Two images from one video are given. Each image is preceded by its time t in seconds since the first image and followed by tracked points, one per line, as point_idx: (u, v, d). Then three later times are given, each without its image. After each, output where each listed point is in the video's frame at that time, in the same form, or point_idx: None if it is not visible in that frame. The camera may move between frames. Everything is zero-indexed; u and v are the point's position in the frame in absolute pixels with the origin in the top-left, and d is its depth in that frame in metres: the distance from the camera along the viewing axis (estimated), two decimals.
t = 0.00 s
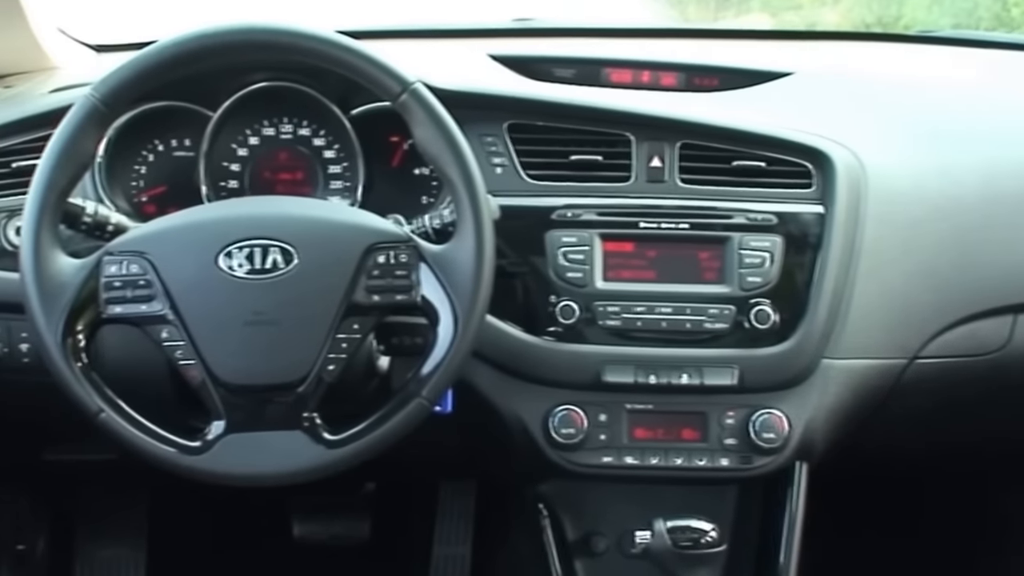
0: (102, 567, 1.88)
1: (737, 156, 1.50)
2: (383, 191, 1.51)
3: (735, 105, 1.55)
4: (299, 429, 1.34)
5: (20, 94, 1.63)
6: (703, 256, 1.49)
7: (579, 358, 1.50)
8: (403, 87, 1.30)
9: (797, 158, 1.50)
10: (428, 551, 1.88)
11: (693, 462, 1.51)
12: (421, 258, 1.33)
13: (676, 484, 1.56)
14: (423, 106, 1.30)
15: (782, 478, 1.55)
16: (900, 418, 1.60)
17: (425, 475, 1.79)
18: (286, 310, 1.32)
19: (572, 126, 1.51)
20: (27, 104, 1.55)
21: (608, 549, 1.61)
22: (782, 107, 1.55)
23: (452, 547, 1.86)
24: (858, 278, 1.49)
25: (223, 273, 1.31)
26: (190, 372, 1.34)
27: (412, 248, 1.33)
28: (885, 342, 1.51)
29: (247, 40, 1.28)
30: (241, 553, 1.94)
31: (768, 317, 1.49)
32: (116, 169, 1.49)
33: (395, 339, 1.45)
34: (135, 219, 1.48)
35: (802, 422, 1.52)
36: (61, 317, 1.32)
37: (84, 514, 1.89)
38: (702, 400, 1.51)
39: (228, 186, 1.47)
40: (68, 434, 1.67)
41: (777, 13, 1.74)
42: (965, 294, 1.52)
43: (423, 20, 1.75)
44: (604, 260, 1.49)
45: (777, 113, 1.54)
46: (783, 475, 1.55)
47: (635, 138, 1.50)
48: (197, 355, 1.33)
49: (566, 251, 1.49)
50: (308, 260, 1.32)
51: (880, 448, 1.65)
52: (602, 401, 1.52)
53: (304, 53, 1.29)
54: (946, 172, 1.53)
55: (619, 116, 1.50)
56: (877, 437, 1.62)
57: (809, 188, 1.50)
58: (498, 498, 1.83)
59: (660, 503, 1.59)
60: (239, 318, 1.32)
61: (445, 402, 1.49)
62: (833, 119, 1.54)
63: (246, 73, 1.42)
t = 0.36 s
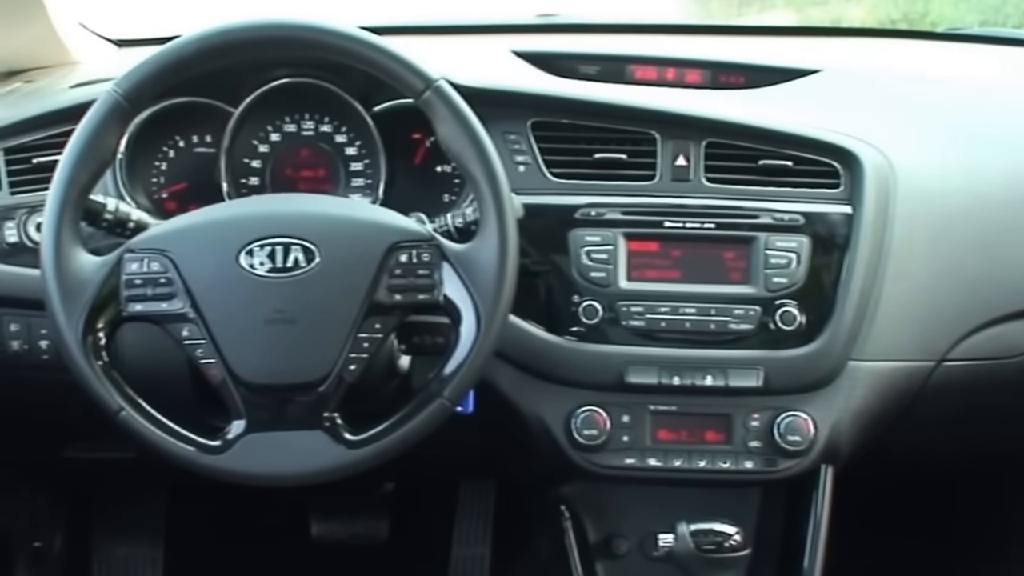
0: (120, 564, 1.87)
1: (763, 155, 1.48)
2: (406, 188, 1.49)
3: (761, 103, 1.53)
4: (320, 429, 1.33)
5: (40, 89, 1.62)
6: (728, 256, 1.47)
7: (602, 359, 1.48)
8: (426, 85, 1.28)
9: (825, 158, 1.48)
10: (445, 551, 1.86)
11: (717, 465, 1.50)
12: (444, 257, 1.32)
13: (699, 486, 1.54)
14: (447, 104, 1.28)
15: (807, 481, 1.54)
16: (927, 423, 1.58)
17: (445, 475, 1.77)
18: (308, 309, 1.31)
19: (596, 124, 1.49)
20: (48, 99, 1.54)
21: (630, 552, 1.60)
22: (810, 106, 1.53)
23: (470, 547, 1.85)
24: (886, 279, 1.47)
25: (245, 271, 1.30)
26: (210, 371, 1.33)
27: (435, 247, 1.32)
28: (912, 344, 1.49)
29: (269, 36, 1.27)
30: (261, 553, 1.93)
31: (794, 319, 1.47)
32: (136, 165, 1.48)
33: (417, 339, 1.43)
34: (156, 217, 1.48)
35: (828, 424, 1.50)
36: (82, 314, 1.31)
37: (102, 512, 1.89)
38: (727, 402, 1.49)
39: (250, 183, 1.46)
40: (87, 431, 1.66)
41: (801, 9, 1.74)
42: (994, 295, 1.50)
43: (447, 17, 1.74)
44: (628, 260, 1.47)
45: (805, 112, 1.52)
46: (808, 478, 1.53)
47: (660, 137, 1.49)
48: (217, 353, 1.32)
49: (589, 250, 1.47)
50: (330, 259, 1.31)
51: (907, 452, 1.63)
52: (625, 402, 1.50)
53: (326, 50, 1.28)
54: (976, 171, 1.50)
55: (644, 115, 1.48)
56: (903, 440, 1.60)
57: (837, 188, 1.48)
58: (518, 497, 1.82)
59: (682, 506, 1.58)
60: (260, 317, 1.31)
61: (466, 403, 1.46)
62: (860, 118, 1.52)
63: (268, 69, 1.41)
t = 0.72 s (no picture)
0: (134, 563, 1.88)
1: (784, 154, 1.47)
2: (422, 185, 1.47)
3: (783, 101, 1.50)
4: (335, 429, 1.32)
5: (56, 84, 1.61)
6: (749, 256, 1.46)
7: (619, 359, 1.47)
8: (444, 82, 1.27)
9: (847, 157, 1.46)
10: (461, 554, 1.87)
11: (735, 468, 1.48)
12: (461, 257, 1.30)
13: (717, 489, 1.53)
14: (466, 102, 1.27)
15: (827, 484, 1.52)
16: (948, 428, 1.57)
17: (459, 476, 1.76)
18: (324, 308, 1.30)
19: (615, 122, 1.47)
20: (65, 95, 1.53)
21: (647, 555, 1.59)
22: (832, 104, 1.51)
23: (487, 548, 1.86)
24: (908, 280, 1.45)
25: (260, 269, 1.29)
26: (225, 369, 1.32)
27: (452, 246, 1.30)
28: (934, 346, 1.48)
29: (285, 32, 1.26)
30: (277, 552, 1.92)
31: (815, 320, 1.46)
32: (152, 163, 1.48)
33: (433, 338, 1.43)
34: (171, 213, 1.47)
35: (848, 427, 1.49)
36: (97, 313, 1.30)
37: (117, 509, 1.88)
38: (746, 404, 1.47)
39: (265, 180, 1.45)
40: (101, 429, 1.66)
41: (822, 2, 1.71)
42: (1016, 297, 1.48)
43: (464, 12, 1.72)
44: (647, 260, 1.46)
45: (827, 110, 1.50)
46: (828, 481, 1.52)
47: (680, 135, 1.47)
48: (232, 352, 1.31)
49: (608, 250, 1.46)
50: (346, 257, 1.29)
51: (928, 456, 1.61)
52: (643, 403, 1.49)
53: (343, 47, 1.26)
54: (999, 171, 1.48)
55: (663, 113, 1.46)
56: (923, 443, 1.59)
57: (859, 188, 1.46)
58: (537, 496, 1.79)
59: (700, 509, 1.57)
60: (276, 316, 1.30)
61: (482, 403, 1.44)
62: (882, 116, 1.50)
63: (284, 65, 1.39)
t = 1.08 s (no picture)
0: (142, 562, 1.86)
1: (800, 154, 1.45)
2: (434, 184, 1.46)
3: (799, 99, 1.48)
4: (345, 430, 1.30)
5: (65, 79, 1.59)
6: (763, 256, 1.44)
7: (632, 360, 1.45)
8: (456, 80, 1.25)
9: (864, 157, 1.44)
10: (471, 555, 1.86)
11: (750, 471, 1.47)
12: (473, 256, 1.29)
13: (732, 492, 1.51)
14: (479, 100, 1.25)
15: (842, 488, 1.50)
16: (965, 431, 1.55)
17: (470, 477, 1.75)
18: (334, 308, 1.28)
19: (629, 120, 1.45)
20: (75, 90, 1.52)
21: (659, 558, 1.57)
22: (848, 102, 1.49)
23: (498, 550, 1.84)
24: (925, 282, 1.44)
25: (271, 268, 1.28)
26: (235, 368, 1.31)
27: (464, 246, 1.28)
28: (951, 349, 1.46)
29: (295, 29, 1.24)
30: (286, 551, 1.91)
31: (830, 322, 1.44)
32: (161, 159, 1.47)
33: (444, 338, 1.41)
34: (180, 210, 1.46)
35: (864, 431, 1.47)
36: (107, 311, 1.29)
37: (125, 507, 1.86)
38: (760, 407, 1.46)
39: (275, 177, 1.43)
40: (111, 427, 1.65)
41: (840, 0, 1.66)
42: None
43: (476, 8, 1.70)
44: (660, 259, 1.44)
45: (844, 109, 1.48)
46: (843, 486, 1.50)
47: (694, 133, 1.45)
48: (242, 351, 1.30)
49: (621, 249, 1.44)
50: (357, 257, 1.28)
51: (945, 459, 1.59)
52: (655, 405, 1.47)
53: (354, 44, 1.25)
54: (1018, 171, 1.46)
55: (678, 111, 1.44)
56: (940, 447, 1.57)
57: (875, 188, 1.44)
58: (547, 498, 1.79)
59: (714, 513, 1.55)
60: (286, 315, 1.28)
61: (494, 406, 1.42)
62: (900, 115, 1.48)
63: (295, 62, 1.38)
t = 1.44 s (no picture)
0: (146, 563, 1.82)
1: (816, 154, 1.42)
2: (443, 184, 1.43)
3: (815, 98, 1.46)
4: (353, 433, 1.28)
5: (69, 75, 1.57)
6: (778, 259, 1.42)
7: (645, 364, 1.43)
8: (467, 79, 1.23)
9: (881, 158, 1.42)
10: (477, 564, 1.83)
11: (763, 477, 1.45)
12: (483, 258, 1.26)
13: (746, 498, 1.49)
14: (490, 100, 1.23)
15: (856, 494, 1.48)
16: (983, 437, 1.52)
17: (479, 481, 1.73)
18: (342, 309, 1.26)
19: (642, 119, 1.42)
20: (79, 87, 1.49)
21: (671, 564, 1.54)
22: (865, 102, 1.46)
23: (505, 553, 1.81)
24: (943, 286, 1.41)
25: (278, 269, 1.25)
26: (241, 371, 1.28)
27: (475, 247, 1.26)
28: (969, 354, 1.43)
29: (303, 27, 1.22)
30: (292, 553, 1.89)
31: (846, 326, 1.41)
32: (166, 157, 1.44)
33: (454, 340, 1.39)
34: (186, 208, 1.43)
35: (880, 437, 1.44)
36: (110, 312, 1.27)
37: (126, 506, 1.84)
38: (775, 411, 1.44)
39: (282, 175, 1.41)
40: (115, 428, 1.63)
41: None
42: None
43: (486, 4, 1.67)
44: (673, 261, 1.42)
45: (861, 109, 1.45)
46: (858, 490, 1.47)
47: (708, 133, 1.43)
48: (248, 354, 1.27)
49: (633, 251, 1.42)
50: (366, 257, 1.25)
51: (961, 465, 1.57)
52: (667, 410, 1.45)
53: (362, 42, 1.23)
54: None
55: (692, 110, 1.42)
56: (957, 452, 1.54)
57: (893, 189, 1.42)
58: (557, 500, 1.77)
59: (726, 519, 1.53)
60: (293, 317, 1.26)
61: (504, 407, 1.40)
62: (918, 115, 1.45)
63: (303, 60, 1.36)
